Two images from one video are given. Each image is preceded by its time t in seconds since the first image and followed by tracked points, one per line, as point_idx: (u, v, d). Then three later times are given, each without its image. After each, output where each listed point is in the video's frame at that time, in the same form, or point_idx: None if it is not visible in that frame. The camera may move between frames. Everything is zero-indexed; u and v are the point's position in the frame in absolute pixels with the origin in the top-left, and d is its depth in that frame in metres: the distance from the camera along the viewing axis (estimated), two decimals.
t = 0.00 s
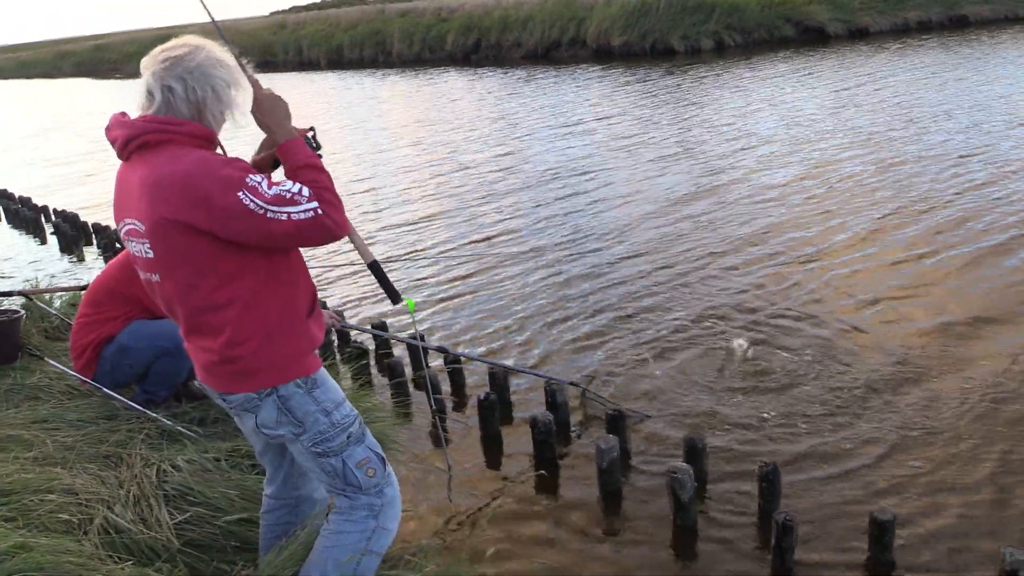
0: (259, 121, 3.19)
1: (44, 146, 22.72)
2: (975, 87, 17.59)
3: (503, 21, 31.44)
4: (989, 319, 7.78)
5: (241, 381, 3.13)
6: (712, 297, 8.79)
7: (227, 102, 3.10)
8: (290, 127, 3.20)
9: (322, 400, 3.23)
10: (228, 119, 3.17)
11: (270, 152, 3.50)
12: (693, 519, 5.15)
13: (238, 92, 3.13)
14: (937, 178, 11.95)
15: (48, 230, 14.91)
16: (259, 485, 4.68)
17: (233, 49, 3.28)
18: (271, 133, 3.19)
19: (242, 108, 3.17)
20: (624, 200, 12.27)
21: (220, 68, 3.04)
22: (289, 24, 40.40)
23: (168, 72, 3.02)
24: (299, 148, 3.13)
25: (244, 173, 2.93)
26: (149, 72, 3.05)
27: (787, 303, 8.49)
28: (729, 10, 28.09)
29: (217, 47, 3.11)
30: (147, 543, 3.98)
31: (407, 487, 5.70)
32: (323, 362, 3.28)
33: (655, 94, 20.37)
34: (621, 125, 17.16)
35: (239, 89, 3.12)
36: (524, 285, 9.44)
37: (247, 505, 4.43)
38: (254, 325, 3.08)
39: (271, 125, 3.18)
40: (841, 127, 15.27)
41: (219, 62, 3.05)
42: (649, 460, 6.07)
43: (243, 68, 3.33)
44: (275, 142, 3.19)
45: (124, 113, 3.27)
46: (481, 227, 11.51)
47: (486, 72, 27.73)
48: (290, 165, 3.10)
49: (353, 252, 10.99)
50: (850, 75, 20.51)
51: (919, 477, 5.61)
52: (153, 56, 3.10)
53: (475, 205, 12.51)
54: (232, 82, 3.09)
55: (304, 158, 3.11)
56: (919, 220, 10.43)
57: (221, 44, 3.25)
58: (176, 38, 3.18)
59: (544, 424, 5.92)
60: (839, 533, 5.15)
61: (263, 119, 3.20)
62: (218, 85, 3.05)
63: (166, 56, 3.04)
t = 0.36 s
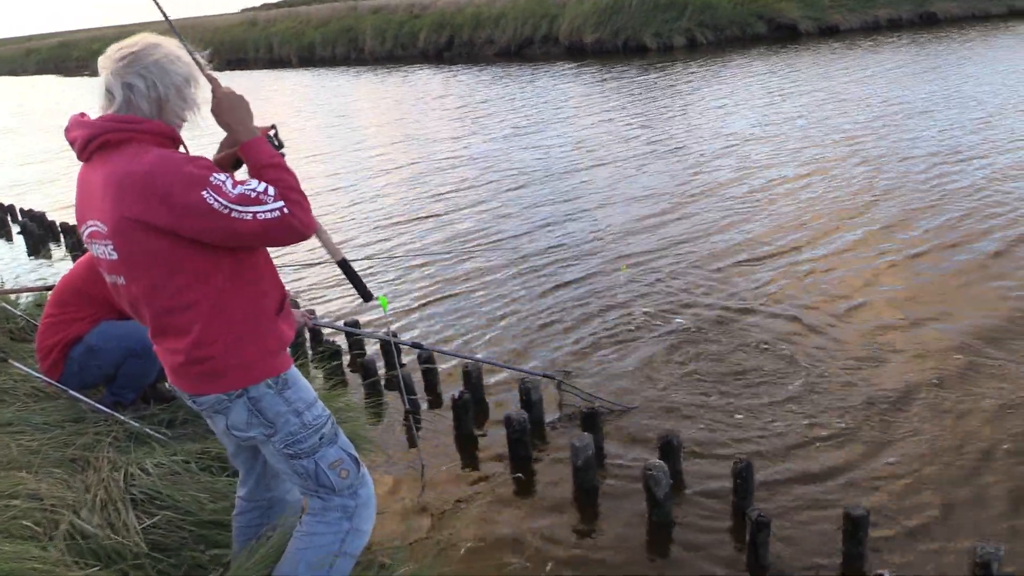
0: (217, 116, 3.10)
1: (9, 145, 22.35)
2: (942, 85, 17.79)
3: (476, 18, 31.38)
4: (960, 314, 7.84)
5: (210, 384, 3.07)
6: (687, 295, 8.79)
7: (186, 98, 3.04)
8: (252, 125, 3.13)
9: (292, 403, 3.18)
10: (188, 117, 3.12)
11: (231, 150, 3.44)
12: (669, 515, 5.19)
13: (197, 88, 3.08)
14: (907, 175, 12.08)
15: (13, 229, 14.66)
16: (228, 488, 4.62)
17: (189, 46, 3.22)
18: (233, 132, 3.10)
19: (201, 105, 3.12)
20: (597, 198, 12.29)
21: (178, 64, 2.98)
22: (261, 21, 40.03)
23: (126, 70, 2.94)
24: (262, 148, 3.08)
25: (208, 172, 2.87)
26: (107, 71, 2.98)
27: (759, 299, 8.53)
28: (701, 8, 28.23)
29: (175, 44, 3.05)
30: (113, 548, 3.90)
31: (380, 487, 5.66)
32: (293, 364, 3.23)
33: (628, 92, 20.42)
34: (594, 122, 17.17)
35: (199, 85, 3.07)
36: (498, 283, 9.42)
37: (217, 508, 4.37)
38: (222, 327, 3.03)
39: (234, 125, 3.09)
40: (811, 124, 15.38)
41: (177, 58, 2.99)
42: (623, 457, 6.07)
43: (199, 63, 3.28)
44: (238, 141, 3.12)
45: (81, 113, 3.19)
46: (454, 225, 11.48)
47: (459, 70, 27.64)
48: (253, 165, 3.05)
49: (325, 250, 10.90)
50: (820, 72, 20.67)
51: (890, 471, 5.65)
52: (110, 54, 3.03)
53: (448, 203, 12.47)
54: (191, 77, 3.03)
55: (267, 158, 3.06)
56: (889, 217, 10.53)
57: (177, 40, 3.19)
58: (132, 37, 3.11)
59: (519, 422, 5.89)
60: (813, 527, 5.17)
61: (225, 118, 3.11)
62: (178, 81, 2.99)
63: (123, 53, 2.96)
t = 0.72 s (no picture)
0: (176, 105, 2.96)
1: None
2: (910, 93, 17.97)
3: (448, 14, 31.19)
4: (927, 322, 7.86)
5: (165, 387, 2.92)
6: (657, 296, 8.72)
7: (144, 85, 2.89)
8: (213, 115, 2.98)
9: (252, 408, 3.04)
10: (146, 104, 2.96)
11: (188, 138, 3.28)
12: (637, 522, 5.12)
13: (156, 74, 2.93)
14: (874, 182, 12.15)
15: None
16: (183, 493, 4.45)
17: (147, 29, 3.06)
18: (193, 122, 2.95)
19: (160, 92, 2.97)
20: (567, 198, 12.22)
21: (136, 48, 2.83)
22: (230, 11, 39.47)
23: (80, 53, 2.78)
24: (224, 140, 2.94)
25: (165, 167, 2.72)
26: (59, 55, 2.81)
27: (728, 303, 8.49)
28: (673, 10, 28.30)
29: (132, 28, 2.89)
30: (60, 556, 3.73)
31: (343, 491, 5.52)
32: (254, 367, 3.09)
33: (599, 92, 20.39)
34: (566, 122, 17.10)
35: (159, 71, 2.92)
36: (466, 282, 9.30)
37: (171, 513, 4.21)
38: (179, 328, 2.88)
39: (194, 114, 2.95)
40: (781, 129, 15.43)
41: (136, 42, 2.83)
42: (591, 461, 5.97)
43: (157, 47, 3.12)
44: (197, 132, 2.97)
45: (31, 98, 3.01)
46: (423, 223, 11.33)
47: (430, 66, 27.44)
48: (215, 158, 2.91)
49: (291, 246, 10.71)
50: (789, 78, 20.79)
51: (858, 479, 5.62)
52: (63, 37, 2.86)
53: (416, 201, 12.33)
54: (150, 62, 2.88)
55: (230, 151, 2.93)
56: (857, 223, 10.57)
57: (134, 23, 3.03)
58: (86, 19, 2.94)
59: (485, 425, 5.77)
60: (781, 536, 5.12)
61: (185, 107, 2.96)
62: (136, 67, 2.83)
63: (78, 35, 2.80)
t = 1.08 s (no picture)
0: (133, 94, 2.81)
1: None
2: (877, 89, 18.08)
3: (418, 7, 30.92)
4: (898, 320, 7.87)
5: (125, 393, 2.78)
6: (631, 294, 8.65)
7: (99, 74, 2.73)
8: (171, 105, 2.84)
9: (217, 413, 2.90)
10: (101, 94, 2.81)
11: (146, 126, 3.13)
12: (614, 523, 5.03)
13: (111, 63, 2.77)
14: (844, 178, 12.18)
15: None
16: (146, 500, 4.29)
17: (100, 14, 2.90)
18: (150, 111, 2.81)
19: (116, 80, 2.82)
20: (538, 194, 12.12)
21: (89, 36, 2.67)
22: (196, 3, 38.85)
23: (29, 43, 2.62)
24: (183, 130, 2.80)
25: (121, 161, 2.58)
26: (6, 44, 2.66)
27: (702, 300, 8.45)
28: (643, 5, 28.27)
29: (84, 14, 2.73)
30: (17, 568, 3.58)
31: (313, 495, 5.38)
32: (219, 369, 2.95)
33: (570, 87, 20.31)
34: (537, 117, 16.98)
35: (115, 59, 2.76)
36: (438, 279, 9.17)
37: (133, 522, 4.06)
38: (138, 331, 2.73)
39: (151, 103, 2.81)
40: (752, 125, 15.45)
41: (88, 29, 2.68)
42: (566, 462, 5.88)
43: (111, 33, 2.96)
44: (155, 122, 2.82)
45: None
46: (393, 219, 11.18)
47: (400, 60, 27.19)
48: (174, 149, 2.76)
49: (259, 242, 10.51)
50: (759, 73, 20.85)
51: (835, 479, 5.58)
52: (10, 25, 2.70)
53: (386, 196, 12.17)
54: (105, 50, 2.72)
55: (190, 141, 2.78)
56: (828, 220, 10.58)
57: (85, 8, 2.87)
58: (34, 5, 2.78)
59: (459, 425, 5.65)
60: (760, 536, 5.06)
61: (142, 96, 2.82)
62: (89, 55, 2.68)
63: (25, 24, 2.64)
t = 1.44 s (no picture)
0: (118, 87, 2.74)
1: None
2: (865, 78, 18.08)
3: None
4: (890, 310, 7.86)
5: (114, 394, 2.71)
6: (623, 288, 8.62)
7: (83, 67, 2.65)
8: (159, 99, 2.76)
9: (209, 413, 2.83)
10: (85, 87, 2.72)
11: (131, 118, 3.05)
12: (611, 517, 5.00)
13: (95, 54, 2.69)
14: (833, 168, 12.17)
15: None
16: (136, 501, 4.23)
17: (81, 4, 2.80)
18: (137, 105, 2.73)
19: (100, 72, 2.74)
20: (528, 187, 12.06)
21: (71, 27, 2.58)
22: None
23: (8, 34, 2.53)
24: (171, 124, 2.72)
25: (107, 158, 2.50)
26: None
27: (694, 293, 8.42)
28: None
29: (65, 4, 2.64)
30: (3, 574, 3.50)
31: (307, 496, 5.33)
32: (210, 369, 2.88)
33: (558, 79, 20.24)
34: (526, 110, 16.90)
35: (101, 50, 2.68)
36: (428, 274, 9.11)
37: (123, 524, 4.00)
38: (127, 330, 2.66)
39: (137, 96, 2.73)
40: (741, 115, 15.41)
41: (70, 20, 2.59)
42: (562, 457, 5.84)
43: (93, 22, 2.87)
44: (142, 117, 2.74)
45: None
46: (383, 214, 11.11)
47: (387, 53, 27.04)
48: (161, 146, 2.68)
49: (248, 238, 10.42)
50: (746, 62, 20.81)
51: (831, 472, 5.56)
52: None
53: (375, 191, 12.09)
54: (89, 42, 2.63)
55: (178, 137, 2.71)
56: (819, 211, 10.57)
57: None
58: None
59: (453, 420, 5.59)
60: (757, 529, 5.04)
61: (128, 90, 2.74)
62: (73, 47, 2.59)
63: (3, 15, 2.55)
